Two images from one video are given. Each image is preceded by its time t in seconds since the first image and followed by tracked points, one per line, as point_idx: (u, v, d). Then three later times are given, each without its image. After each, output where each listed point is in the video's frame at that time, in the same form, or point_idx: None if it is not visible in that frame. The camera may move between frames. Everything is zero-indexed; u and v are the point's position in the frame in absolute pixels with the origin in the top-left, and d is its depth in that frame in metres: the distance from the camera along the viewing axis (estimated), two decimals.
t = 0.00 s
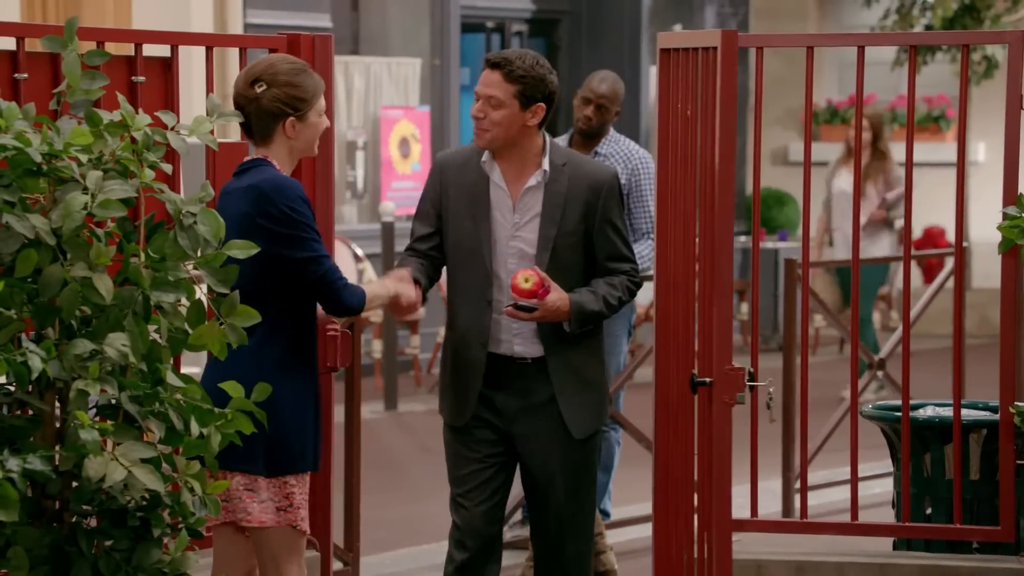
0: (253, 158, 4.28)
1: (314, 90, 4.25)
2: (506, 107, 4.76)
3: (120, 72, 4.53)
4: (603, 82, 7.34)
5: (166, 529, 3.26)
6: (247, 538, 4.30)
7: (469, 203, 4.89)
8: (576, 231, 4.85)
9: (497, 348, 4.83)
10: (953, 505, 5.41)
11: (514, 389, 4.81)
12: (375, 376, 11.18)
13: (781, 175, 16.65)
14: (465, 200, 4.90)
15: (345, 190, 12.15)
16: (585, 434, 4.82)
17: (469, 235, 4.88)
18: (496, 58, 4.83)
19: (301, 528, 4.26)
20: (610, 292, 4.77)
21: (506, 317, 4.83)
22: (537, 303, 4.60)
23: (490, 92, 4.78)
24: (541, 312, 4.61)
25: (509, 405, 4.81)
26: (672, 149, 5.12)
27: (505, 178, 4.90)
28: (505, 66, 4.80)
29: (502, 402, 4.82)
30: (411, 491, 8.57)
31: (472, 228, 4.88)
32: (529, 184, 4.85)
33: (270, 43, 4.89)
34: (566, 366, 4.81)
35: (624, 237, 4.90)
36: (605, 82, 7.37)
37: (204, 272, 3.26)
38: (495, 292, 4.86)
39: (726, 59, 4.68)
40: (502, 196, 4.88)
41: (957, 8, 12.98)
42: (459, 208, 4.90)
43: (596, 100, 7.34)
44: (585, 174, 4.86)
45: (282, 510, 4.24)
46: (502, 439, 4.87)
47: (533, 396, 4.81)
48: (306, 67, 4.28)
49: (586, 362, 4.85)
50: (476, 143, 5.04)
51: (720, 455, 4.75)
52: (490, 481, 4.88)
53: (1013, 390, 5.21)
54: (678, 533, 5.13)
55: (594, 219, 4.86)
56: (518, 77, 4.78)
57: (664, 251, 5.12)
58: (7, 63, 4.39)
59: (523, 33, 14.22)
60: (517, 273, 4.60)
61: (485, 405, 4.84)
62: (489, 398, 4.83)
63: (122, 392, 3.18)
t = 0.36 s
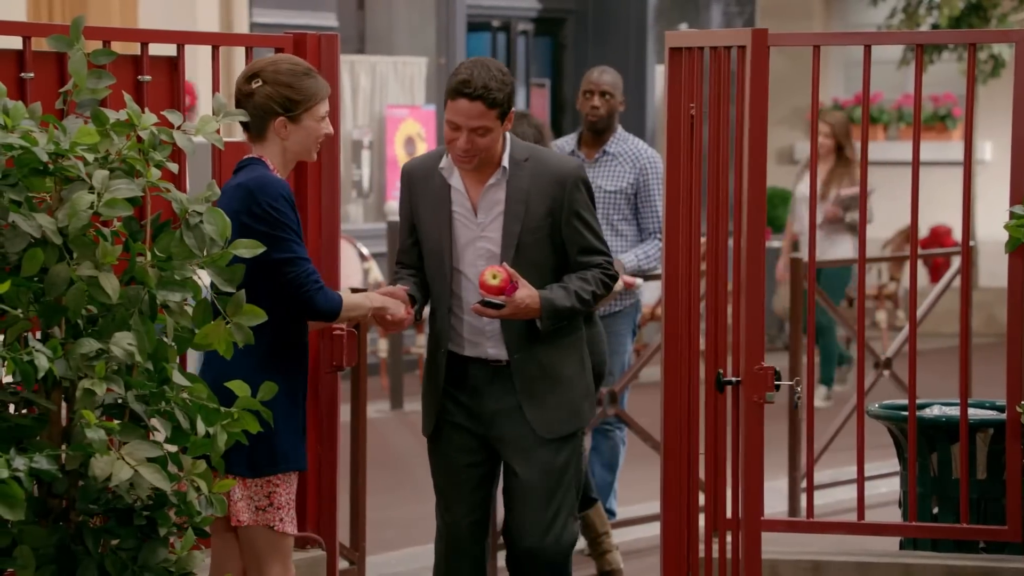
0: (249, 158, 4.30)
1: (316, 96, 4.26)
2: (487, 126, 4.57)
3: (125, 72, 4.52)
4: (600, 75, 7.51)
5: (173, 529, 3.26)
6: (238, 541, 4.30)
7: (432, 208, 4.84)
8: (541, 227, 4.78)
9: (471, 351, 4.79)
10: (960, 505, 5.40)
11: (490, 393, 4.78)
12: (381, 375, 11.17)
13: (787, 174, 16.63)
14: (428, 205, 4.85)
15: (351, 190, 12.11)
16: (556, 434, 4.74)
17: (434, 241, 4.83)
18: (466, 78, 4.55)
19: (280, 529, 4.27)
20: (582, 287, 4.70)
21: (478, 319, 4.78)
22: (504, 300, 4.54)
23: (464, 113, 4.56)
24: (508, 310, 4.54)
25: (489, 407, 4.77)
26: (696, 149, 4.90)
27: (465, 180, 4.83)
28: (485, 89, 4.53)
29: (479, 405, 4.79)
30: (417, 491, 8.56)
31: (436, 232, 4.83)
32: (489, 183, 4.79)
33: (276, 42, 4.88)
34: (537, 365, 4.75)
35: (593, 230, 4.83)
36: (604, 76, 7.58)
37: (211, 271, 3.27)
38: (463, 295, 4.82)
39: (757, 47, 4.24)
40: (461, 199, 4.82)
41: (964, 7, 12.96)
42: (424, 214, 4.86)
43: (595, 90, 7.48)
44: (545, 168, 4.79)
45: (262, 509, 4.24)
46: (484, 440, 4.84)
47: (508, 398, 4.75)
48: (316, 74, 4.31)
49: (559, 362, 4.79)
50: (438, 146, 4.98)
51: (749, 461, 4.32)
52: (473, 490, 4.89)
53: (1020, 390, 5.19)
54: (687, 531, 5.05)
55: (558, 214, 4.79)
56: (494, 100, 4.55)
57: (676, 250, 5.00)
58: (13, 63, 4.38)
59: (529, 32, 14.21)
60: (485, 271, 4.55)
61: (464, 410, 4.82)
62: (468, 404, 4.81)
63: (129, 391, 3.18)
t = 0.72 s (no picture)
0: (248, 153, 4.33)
1: (302, 92, 4.26)
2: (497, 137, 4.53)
3: (132, 67, 4.51)
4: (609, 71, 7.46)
5: (180, 525, 3.26)
6: (237, 540, 4.31)
7: (437, 209, 4.81)
8: (549, 226, 4.73)
9: (480, 351, 4.78)
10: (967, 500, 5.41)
11: (501, 394, 4.76)
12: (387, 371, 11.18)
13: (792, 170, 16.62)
14: (434, 207, 4.81)
15: (355, 185, 11.92)
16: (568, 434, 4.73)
17: (441, 243, 4.80)
18: (470, 86, 4.48)
19: (272, 526, 4.25)
20: (592, 285, 4.67)
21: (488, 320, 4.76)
22: (513, 304, 4.53)
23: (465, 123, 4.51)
24: (519, 314, 4.53)
25: (501, 407, 4.76)
26: (706, 145, 4.84)
27: (470, 182, 4.78)
28: (486, 101, 4.45)
29: (490, 406, 4.78)
30: (423, 487, 8.57)
31: (442, 234, 4.79)
32: (494, 185, 4.74)
33: (282, 37, 4.88)
34: (547, 365, 4.72)
35: (602, 226, 4.78)
36: (614, 71, 7.53)
37: (217, 266, 3.27)
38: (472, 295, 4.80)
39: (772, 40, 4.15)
40: (466, 200, 4.78)
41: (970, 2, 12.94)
42: (430, 216, 4.82)
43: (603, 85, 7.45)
44: (552, 165, 4.73)
45: (253, 507, 4.22)
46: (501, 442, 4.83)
47: (518, 396, 4.75)
48: (314, 72, 4.33)
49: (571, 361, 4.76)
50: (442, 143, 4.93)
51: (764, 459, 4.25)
52: (482, 495, 4.88)
53: None
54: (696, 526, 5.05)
55: (566, 211, 4.74)
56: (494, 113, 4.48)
57: (684, 246, 4.94)
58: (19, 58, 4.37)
59: (534, 27, 14.19)
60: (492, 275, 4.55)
61: (478, 413, 4.80)
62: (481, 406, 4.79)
63: (135, 386, 3.19)
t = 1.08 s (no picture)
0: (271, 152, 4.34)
1: (305, 101, 4.20)
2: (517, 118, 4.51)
3: (136, 66, 4.48)
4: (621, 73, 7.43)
5: (185, 523, 3.27)
6: (244, 533, 4.32)
7: (498, 210, 4.68)
8: (603, 242, 4.56)
9: (526, 362, 4.60)
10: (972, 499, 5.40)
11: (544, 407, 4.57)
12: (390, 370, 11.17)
13: (796, 168, 16.60)
14: (495, 207, 4.69)
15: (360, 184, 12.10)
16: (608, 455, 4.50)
17: (498, 243, 4.67)
18: (535, 70, 4.51)
19: (263, 525, 4.21)
20: (634, 309, 4.49)
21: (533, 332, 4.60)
22: (539, 322, 4.38)
23: (510, 114, 4.52)
24: (546, 331, 4.39)
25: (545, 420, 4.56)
26: (712, 144, 4.80)
27: (535, 185, 4.66)
28: (535, 101, 4.50)
29: (536, 417, 4.57)
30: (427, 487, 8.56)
31: (499, 235, 4.67)
32: (558, 191, 4.60)
33: (286, 36, 4.84)
34: (589, 383, 4.52)
35: (662, 248, 4.58)
36: (624, 73, 7.44)
37: (223, 266, 3.27)
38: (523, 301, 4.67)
39: (777, 39, 4.15)
40: (527, 205, 4.65)
41: None
42: (490, 215, 4.70)
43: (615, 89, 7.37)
44: (618, 180, 4.56)
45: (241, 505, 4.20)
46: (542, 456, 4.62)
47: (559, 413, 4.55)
48: (331, 84, 4.25)
49: (619, 383, 4.57)
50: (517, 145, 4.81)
51: (768, 458, 4.24)
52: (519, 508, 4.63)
53: None
54: (701, 527, 5.03)
55: (624, 229, 4.56)
56: (541, 113, 4.52)
57: (688, 245, 4.90)
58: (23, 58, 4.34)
59: (538, 26, 14.01)
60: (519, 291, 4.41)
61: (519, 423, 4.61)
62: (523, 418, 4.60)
63: (141, 385, 3.18)
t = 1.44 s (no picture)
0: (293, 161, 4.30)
1: (341, 98, 4.20)
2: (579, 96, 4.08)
3: (142, 64, 4.44)
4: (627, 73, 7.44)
5: (191, 521, 3.26)
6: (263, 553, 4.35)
7: (543, 192, 4.29)
8: (646, 236, 4.15)
9: (557, 355, 4.23)
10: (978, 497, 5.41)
11: (568, 404, 4.21)
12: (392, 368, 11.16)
13: (798, 166, 16.58)
14: (541, 189, 4.30)
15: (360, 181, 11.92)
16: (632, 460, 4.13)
17: (540, 226, 4.28)
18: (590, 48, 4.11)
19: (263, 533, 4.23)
20: (669, 310, 4.07)
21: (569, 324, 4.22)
22: (572, 313, 3.98)
23: (572, 95, 4.09)
24: (577, 324, 4.00)
25: (566, 420, 4.21)
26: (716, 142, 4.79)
27: (584, 170, 4.26)
28: (597, 74, 4.10)
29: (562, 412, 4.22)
30: (431, 485, 8.55)
31: (543, 218, 4.27)
32: (604, 178, 4.20)
33: (291, 33, 4.81)
34: (617, 386, 4.14)
35: (706, 250, 4.15)
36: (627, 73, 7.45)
37: (228, 263, 3.27)
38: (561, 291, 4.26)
39: (783, 37, 4.13)
40: (575, 190, 4.26)
41: None
42: (535, 198, 4.31)
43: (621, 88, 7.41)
44: (666, 173, 4.16)
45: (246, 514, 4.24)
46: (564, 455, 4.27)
47: (584, 412, 4.19)
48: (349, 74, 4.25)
49: (652, 385, 4.17)
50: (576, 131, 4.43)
51: (775, 454, 4.23)
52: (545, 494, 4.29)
53: None
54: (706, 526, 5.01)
55: (668, 224, 4.15)
56: (604, 85, 4.11)
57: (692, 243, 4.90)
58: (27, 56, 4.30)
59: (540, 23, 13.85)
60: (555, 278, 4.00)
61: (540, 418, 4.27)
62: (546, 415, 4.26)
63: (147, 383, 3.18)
